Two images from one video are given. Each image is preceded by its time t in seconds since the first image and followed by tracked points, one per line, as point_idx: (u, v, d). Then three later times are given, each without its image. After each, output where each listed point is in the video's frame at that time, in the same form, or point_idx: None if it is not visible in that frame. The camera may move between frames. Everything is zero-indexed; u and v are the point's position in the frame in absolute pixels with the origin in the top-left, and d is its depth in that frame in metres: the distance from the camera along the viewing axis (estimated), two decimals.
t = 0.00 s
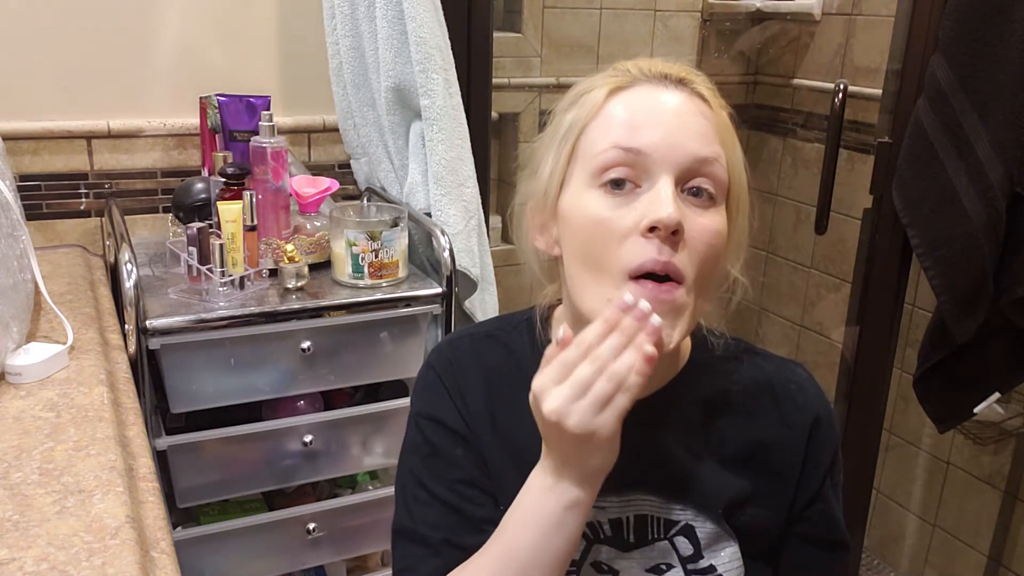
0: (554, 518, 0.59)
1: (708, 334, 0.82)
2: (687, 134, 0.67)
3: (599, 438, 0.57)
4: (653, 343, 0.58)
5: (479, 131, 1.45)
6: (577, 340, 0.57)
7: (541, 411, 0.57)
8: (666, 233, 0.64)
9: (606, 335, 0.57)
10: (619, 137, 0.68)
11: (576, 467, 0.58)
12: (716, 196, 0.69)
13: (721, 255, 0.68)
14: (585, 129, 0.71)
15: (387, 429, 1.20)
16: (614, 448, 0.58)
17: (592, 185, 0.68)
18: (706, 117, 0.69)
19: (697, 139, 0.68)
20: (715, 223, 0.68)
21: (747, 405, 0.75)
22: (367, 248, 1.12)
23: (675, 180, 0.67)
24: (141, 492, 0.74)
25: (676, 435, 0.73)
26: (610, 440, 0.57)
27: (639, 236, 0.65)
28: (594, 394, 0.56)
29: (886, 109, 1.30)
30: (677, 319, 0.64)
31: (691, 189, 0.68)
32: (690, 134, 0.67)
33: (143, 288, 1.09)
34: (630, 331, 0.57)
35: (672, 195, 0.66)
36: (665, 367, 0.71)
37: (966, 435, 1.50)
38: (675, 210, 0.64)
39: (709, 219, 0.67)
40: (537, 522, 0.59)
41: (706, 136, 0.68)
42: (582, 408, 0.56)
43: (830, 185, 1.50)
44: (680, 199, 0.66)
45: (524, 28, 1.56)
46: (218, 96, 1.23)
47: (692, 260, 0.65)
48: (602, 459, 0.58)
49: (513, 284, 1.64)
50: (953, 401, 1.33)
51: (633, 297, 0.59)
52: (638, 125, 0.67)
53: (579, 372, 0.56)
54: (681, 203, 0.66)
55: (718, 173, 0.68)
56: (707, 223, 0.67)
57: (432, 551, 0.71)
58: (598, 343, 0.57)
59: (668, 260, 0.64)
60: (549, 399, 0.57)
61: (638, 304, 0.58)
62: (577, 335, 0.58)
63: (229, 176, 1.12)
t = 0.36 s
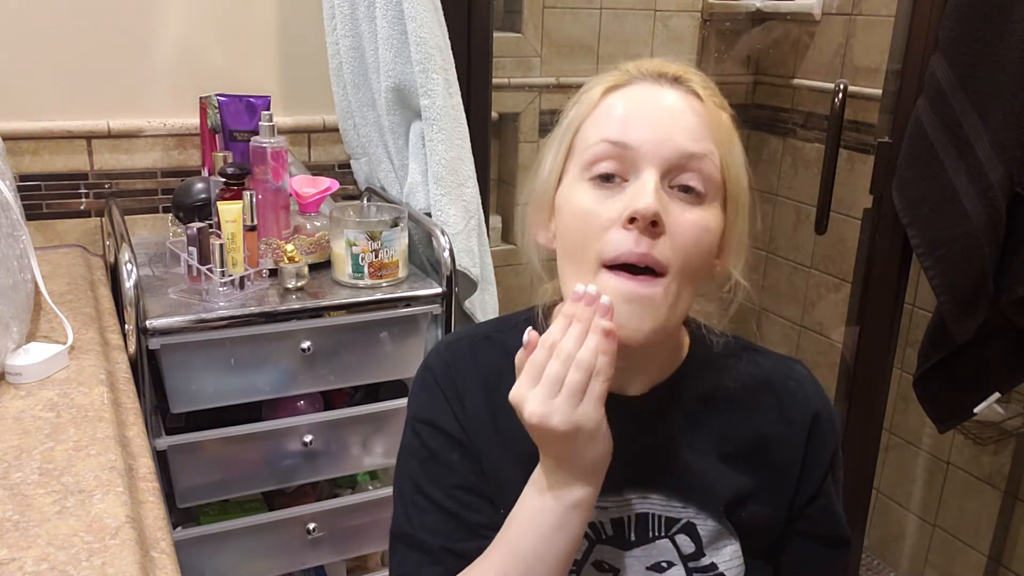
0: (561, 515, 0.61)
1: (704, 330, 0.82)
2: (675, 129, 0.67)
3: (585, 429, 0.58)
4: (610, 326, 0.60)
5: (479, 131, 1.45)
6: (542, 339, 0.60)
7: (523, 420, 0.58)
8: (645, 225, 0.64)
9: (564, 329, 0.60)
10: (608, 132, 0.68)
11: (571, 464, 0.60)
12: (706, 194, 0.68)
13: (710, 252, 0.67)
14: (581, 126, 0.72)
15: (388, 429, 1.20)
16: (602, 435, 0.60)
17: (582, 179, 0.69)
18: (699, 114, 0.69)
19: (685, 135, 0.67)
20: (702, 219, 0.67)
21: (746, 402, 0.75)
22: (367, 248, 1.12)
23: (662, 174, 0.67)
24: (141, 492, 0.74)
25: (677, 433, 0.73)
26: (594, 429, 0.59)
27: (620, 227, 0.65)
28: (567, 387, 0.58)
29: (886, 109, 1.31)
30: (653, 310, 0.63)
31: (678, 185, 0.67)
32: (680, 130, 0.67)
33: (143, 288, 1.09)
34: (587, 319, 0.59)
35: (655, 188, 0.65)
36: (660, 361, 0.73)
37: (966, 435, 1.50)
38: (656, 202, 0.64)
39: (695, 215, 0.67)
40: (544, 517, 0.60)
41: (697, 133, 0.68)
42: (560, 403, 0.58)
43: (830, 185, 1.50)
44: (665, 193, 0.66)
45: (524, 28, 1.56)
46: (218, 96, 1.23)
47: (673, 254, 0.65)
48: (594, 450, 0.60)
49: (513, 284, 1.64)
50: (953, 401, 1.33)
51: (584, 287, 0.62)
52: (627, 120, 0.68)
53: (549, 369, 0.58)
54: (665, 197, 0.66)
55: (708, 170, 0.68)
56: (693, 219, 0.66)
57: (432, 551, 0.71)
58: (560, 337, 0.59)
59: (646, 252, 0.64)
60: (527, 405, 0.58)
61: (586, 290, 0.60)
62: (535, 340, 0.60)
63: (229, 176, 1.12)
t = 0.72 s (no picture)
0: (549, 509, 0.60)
1: (713, 328, 0.80)
2: (666, 128, 0.67)
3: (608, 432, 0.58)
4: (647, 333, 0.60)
5: (479, 132, 1.45)
6: (578, 340, 0.57)
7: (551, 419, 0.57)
8: (625, 219, 0.64)
9: (602, 332, 0.58)
10: (602, 130, 0.69)
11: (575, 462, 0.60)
12: (698, 193, 0.68)
13: (698, 251, 0.67)
14: (581, 126, 0.73)
15: (389, 428, 1.20)
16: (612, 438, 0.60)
17: (577, 176, 0.70)
18: (693, 114, 0.69)
19: (675, 135, 0.67)
20: (688, 218, 0.66)
21: (753, 393, 0.75)
22: (367, 248, 1.12)
23: (650, 172, 0.67)
24: (141, 492, 0.74)
25: (682, 426, 0.73)
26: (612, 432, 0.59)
27: (602, 222, 0.66)
28: (603, 393, 0.57)
29: (886, 109, 1.31)
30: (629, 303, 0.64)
31: (667, 183, 0.67)
32: (669, 129, 0.68)
33: (143, 288, 1.09)
34: (626, 324, 0.58)
35: (639, 185, 0.66)
36: (661, 360, 0.73)
37: (966, 435, 1.50)
38: (637, 198, 0.65)
39: (681, 214, 0.66)
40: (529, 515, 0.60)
41: (687, 132, 0.68)
42: (595, 408, 0.57)
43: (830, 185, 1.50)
44: (651, 190, 0.66)
45: (525, 28, 1.56)
46: (218, 96, 1.23)
47: (654, 250, 0.65)
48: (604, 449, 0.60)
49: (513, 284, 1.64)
50: (953, 401, 1.33)
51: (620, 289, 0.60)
52: (619, 119, 0.69)
53: (586, 373, 0.57)
54: (650, 194, 0.66)
55: (698, 169, 0.67)
56: (678, 216, 0.66)
57: (431, 551, 0.71)
58: (596, 340, 0.58)
59: (626, 246, 0.64)
60: (560, 409, 0.56)
61: (628, 296, 0.59)
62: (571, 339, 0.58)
63: (229, 176, 1.12)
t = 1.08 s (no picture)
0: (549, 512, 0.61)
1: (714, 332, 0.79)
2: (644, 130, 0.68)
3: (608, 425, 0.59)
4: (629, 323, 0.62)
5: (479, 132, 1.45)
6: (570, 336, 0.59)
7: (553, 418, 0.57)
8: (598, 221, 0.65)
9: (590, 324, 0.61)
10: (584, 134, 0.70)
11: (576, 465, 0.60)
12: (679, 195, 0.67)
13: (677, 252, 0.67)
14: (572, 131, 0.74)
15: (388, 429, 1.20)
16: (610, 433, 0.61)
17: (563, 180, 0.71)
18: (674, 116, 0.69)
19: (654, 136, 0.68)
20: (666, 220, 0.66)
21: (754, 395, 0.75)
22: (367, 248, 1.12)
23: (628, 174, 0.67)
24: (141, 492, 0.74)
25: (683, 427, 0.73)
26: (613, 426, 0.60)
27: (579, 225, 0.67)
28: (603, 385, 0.58)
29: (886, 109, 1.31)
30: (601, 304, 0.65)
31: (647, 185, 0.67)
32: (648, 131, 0.68)
33: (143, 288, 1.09)
34: (612, 313, 0.61)
35: (615, 187, 0.66)
36: (658, 365, 0.73)
37: (966, 435, 1.50)
38: (611, 200, 0.65)
39: (659, 216, 0.66)
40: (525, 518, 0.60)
41: (666, 133, 0.68)
42: (596, 401, 0.58)
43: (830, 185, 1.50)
44: (627, 192, 0.67)
45: (525, 28, 1.56)
46: (218, 96, 1.23)
47: (629, 253, 0.65)
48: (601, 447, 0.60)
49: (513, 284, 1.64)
50: (953, 401, 1.33)
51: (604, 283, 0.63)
52: (600, 123, 0.69)
53: (585, 367, 0.58)
54: (627, 196, 0.66)
55: (677, 169, 0.67)
56: (655, 218, 0.66)
57: (431, 551, 0.71)
58: (586, 334, 0.60)
59: (600, 248, 0.65)
60: (567, 407, 0.57)
61: (610, 285, 0.61)
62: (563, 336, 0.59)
63: (229, 176, 1.12)
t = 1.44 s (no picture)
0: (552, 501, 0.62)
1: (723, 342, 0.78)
2: (640, 140, 0.67)
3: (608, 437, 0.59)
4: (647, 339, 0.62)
5: (479, 131, 1.45)
6: (585, 344, 0.59)
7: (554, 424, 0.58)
8: (590, 231, 0.65)
9: (608, 337, 0.60)
10: (585, 142, 0.70)
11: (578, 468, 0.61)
12: (673, 206, 0.67)
13: (668, 264, 0.66)
14: (578, 137, 0.74)
15: (388, 429, 1.21)
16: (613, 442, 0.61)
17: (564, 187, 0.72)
18: (673, 125, 0.68)
19: (650, 146, 0.67)
20: (659, 232, 0.66)
21: (756, 404, 0.76)
22: (367, 248, 1.12)
23: (623, 183, 0.67)
24: (141, 492, 0.74)
25: (686, 437, 0.73)
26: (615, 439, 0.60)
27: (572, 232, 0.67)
28: (607, 398, 0.59)
29: (886, 109, 1.31)
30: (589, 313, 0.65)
31: (642, 195, 0.67)
32: (645, 140, 0.67)
33: (143, 288, 1.09)
34: (631, 329, 0.60)
35: (607, 197, 0.66)
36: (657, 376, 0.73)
37: (965, 435, 1.50)
38: (602, 209, 0.65)
39: (652, 227, 0.66)
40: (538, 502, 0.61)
41: (663, 143, 0.67)
42: (598, 414, 0.59)
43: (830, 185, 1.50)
44: (621, 202, 0.67)
45: (525, 28, 1.56)
46: (218, 96, 1.23)
47: (619, 262, 0.65)
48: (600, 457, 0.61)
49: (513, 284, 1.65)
50: (953, 401, 1.33)
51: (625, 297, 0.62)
52: (600, 131, 0.69)
53: (591, 378, 0.59)
54: (619, 206, 0.66)
55: (672, 181, 0.67)
56: (647, 229, 0.66)
57: (430, 552, 0.71)
58: (602, 345, 0.60)
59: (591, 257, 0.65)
60: (567, 413, 0.58)
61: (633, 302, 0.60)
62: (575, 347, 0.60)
63: (229, 176, 1.12)
